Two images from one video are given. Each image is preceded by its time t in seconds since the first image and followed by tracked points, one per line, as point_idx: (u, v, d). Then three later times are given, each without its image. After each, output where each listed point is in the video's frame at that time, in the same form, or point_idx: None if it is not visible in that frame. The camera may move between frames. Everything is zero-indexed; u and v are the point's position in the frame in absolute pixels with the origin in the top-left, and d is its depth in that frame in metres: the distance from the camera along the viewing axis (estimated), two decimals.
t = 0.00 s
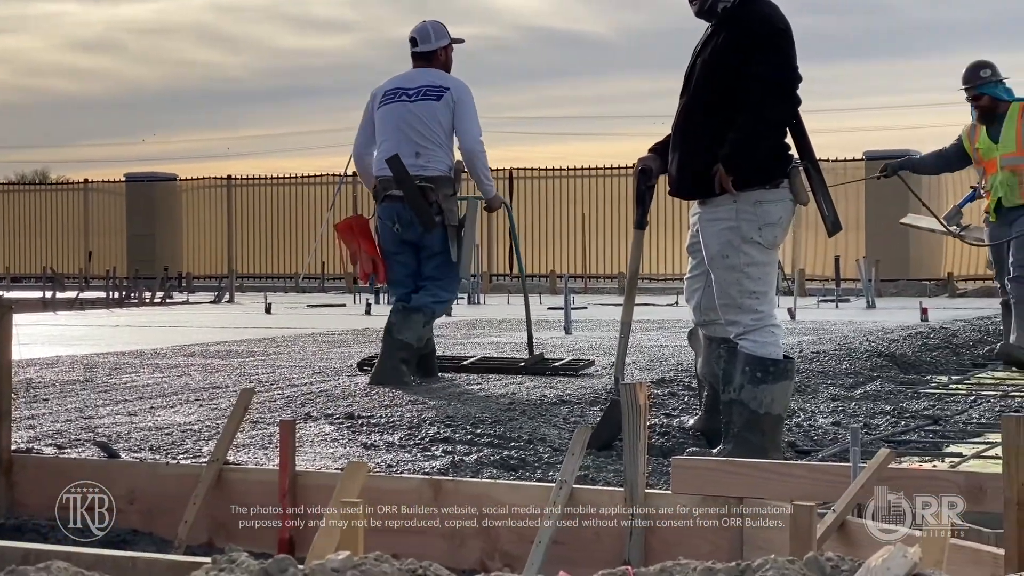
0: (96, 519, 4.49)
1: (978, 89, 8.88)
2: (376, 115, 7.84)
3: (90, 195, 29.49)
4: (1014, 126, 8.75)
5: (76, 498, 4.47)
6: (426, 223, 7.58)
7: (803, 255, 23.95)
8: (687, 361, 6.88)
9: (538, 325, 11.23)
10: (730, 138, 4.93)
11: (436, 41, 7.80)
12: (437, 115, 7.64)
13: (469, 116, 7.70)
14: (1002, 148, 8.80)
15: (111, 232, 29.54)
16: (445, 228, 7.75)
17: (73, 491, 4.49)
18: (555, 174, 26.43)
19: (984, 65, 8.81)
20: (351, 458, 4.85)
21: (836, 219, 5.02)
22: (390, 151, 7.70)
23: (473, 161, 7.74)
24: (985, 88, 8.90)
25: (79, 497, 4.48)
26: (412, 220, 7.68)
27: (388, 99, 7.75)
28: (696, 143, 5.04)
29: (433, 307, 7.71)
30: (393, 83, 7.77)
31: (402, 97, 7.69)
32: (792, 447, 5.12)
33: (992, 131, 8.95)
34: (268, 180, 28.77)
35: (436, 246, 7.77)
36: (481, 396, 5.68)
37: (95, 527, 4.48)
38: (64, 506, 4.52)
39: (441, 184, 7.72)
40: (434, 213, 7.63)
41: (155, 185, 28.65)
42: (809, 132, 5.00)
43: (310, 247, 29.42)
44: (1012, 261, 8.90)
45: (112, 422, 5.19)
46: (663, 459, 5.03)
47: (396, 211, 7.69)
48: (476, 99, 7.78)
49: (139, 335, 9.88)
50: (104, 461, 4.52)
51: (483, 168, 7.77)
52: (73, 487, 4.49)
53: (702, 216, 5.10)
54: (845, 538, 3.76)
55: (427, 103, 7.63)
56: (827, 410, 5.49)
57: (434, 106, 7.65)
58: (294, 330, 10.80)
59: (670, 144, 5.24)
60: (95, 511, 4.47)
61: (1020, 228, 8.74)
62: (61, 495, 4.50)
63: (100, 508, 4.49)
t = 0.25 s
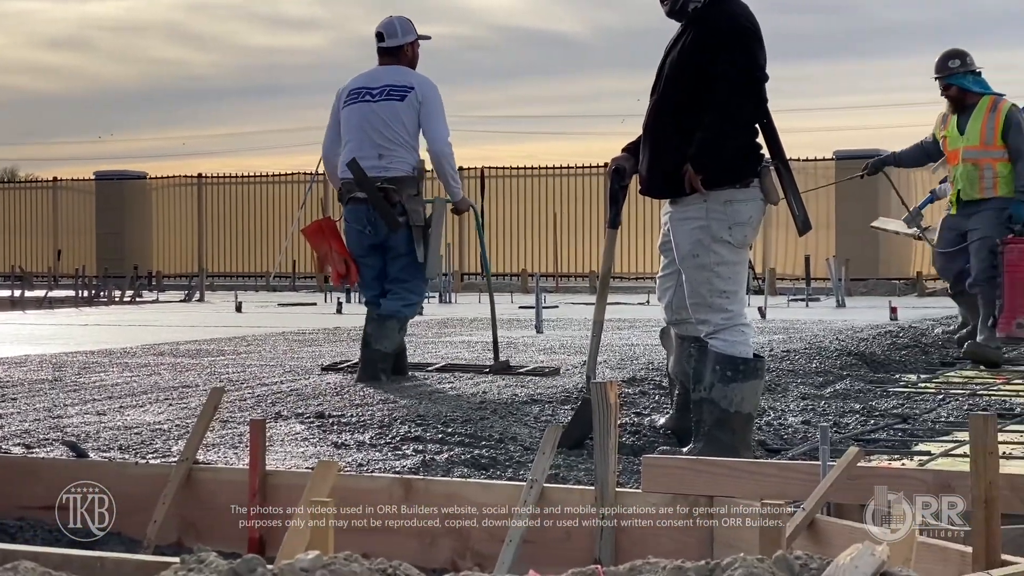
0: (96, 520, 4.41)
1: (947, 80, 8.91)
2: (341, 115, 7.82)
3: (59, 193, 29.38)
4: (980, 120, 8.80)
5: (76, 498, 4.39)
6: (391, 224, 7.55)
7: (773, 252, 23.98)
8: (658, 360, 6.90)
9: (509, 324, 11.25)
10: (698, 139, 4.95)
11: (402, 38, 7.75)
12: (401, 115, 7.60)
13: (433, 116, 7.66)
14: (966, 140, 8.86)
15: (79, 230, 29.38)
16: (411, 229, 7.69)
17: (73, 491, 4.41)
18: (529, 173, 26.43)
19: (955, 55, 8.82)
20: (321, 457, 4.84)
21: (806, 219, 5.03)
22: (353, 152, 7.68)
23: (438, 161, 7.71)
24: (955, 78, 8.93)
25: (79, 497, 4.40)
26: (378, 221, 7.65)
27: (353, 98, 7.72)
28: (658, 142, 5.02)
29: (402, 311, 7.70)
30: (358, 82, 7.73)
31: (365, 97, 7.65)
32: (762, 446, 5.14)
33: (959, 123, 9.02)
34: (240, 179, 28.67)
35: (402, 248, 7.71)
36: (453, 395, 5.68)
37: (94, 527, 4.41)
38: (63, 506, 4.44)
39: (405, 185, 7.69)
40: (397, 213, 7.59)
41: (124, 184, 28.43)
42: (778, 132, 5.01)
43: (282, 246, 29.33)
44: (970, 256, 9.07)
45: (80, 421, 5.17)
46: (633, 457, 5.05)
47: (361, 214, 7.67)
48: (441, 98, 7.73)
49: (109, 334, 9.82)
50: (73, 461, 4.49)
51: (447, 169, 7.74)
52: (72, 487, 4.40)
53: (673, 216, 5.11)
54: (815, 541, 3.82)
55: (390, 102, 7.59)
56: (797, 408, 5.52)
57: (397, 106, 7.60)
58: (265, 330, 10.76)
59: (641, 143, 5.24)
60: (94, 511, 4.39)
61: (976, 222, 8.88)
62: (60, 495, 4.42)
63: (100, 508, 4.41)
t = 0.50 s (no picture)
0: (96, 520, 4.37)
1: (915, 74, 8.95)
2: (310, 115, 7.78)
3: (32, 192, 29.27)
4: (944, 116, 8.79)
5: (76, 498, 4.35)
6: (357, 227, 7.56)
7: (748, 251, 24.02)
8: (633, 360, 6.91)
9: (485, 323, 11.24)
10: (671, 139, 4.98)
11: (378, 39, 7.74)
12: (372, 118, 7.57)
13: (405, 119, 7.65)
14: (931, 136, 8.85)
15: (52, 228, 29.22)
16: (379, 229, 7.67)
17: (73, 490, 4.37)
18: (505, 171, 26.41)
19: (923, 50, 8.87)
20: (294, 457, 4.83)
21: (779, 219, 5.05)
22: (321, 153, 7.65)
23: (408, 164, 7.72)
24: (924, 73, 8.95)
25: (79, 496, 4.36)
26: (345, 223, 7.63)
27: (323, 99, 7.69)
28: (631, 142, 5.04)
29: (374, 313, 7.67)
30: (329, 82, 7.70)
31: (335, 98, 7.62)
32: (736, 445, 5.15)
33: (926, 118, 9.02)
34: (212, 176, 28.56)
35: (370, 248, 7.73)
36: (427, 395, 5.67)
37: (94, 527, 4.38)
38: (63, 507, 4.39)
39: (371, 187, 7.64)
40: (363, 216, 7.58)
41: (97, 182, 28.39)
42: (752, 134, 5.02)
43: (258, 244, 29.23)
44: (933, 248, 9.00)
45: (52, 421, 5.15)
46: (607, 457, 5.06)
47: (327, 216, 7.65)
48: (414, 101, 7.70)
49: (82, 334, 9.77)
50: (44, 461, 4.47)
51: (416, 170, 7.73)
52: (72, 487, 4.37)
53: (646, 216, 5.12)
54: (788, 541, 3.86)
55: (362, 104, 7.57)
56: (771, 408, 5.53)
57: (368, 108, 7.58)
58: (238, 329, 10.72)
59: (615, 143, 5.25)
60: (95, 511, 4.35)
61: (939, 218, 8.88)
62: (60, 495, 4.38)
63: (101, 508, 4.38)
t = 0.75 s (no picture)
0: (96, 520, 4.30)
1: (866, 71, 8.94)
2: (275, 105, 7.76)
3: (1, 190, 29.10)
4: (895, 115, 8.80)
5: (75, 497, 4.27)
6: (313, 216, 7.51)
7: (719, 251, 24.07)
8: (604, 357, 6.94)
9: (456, 322, 11.25)
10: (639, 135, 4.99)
11: (344, 29, 7.73)
12: (339, 107, 7.57)
13: (372, 110, 7.63)
14: (884, 135, 8.86)
15: (23, 227, 29.03)
16: (335, 224, 7.58)
17: (73, 490, 4.31)
18: (481, 170, 26.38)
19: (874, 48, 8.85)
20: (263, 456, 4.81)
21: (749, 217, 5.06)
22: (286, 141, 7.62)
23: (373, 156, 7.63)
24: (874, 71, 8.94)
25: (79, 496, 4.30)
26: (302, 213, 7.58)
27: (288, 88, 7.67)
28: (599, 142, 5.08)
29: (335, 314, 7.62)
30: (295, 71, 7.70)
31: (301, 87, 7.61)
32: (706, 443, 5.16)
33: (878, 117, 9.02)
34: (184, 175, 28.42)
35: (324, 242, 7.60)
36: (397, 393, 5.67)
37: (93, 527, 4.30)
38: (63, 506, 4.34)
39: (332, 179, 7.61)
40: (321, 208, 7.54)
41: (66, 180, 28.30)
42: (721, 131, 5.03)
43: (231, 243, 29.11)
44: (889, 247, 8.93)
45: (19, 420, 5.11)
46: (577, 455, 5.06)
47: (285, 206, 7.61)
48: (381, 93, 7.69)
49: (50, 333, 9.72)
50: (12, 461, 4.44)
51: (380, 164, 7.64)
52: (72, 487, 4.31)
53: (614, 215, 5.13)
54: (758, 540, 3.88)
55: (328, 92, 7.56)
56: (741, 406, 5.55)
57: (335, 96, 7.57)
58: (210, 327, 10.69)
59: (583, 140, 5.26)
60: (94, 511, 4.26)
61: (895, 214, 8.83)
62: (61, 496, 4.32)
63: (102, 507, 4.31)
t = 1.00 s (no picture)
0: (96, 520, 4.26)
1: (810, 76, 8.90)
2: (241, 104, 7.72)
3: None
4: (841, 115, 8.79)
5: (76, 498, 4.22)
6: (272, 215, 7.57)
7: (694, 250, 23.91)
8: (579, 356, 6.96)
9: (432, 321, 11.24)
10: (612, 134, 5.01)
11: (317, 30, 7.63)
12: (302, 107, 7.45)
13: (335, 110, 7.50)
14: (830, 137, 8.86)
15: None
16: (298, 225, 7.54)
17: (73, 490, 4.25)
18: (461, 168, 26.35)
19: (821, 50, 8.83)
20: (237, 454, 4.81)
21: (721, 214, 5.11)
22: (250, 140, 7.56)
23: (337, 156, 7.51)
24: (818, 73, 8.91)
25: (80, 496, 4.24)
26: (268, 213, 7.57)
27: (254, 87, 7.60)
28: (571, 140, 5.12)
29: (308, 314, 7.60)
30: (263, 69, 7.61)
31: (266, 86, 7.54)
32: (680, 440, 5.19)
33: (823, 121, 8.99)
34: (157, 172, 28.32)
35: (289, 241, 7.57)
36: (371, 391, 5.68)
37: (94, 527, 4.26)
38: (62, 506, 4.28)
39: (294, 179, 7.54)
40: (282, 208, 7.56)
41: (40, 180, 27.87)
42: (693, 130, 5.07)
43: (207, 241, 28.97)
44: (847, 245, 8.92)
45: None
46: (552, 453, 5.08)
47: (250, 207, 7.62)
48: (345, 91, 7.55)
49: (23, 332, 9.67)
50: None
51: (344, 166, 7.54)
52: (73, 487, 4.25)
53: (587, 214, 5.16)
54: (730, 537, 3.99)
55: (292, 92, 7.46)
56: (716, 404, 5.57)
57: (299, 96, 7.46)
58: (186, 325, 10.67)
59: (557, 138, 5.27)
60: (96, 511, 4.23)
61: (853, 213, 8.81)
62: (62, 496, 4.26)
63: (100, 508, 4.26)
